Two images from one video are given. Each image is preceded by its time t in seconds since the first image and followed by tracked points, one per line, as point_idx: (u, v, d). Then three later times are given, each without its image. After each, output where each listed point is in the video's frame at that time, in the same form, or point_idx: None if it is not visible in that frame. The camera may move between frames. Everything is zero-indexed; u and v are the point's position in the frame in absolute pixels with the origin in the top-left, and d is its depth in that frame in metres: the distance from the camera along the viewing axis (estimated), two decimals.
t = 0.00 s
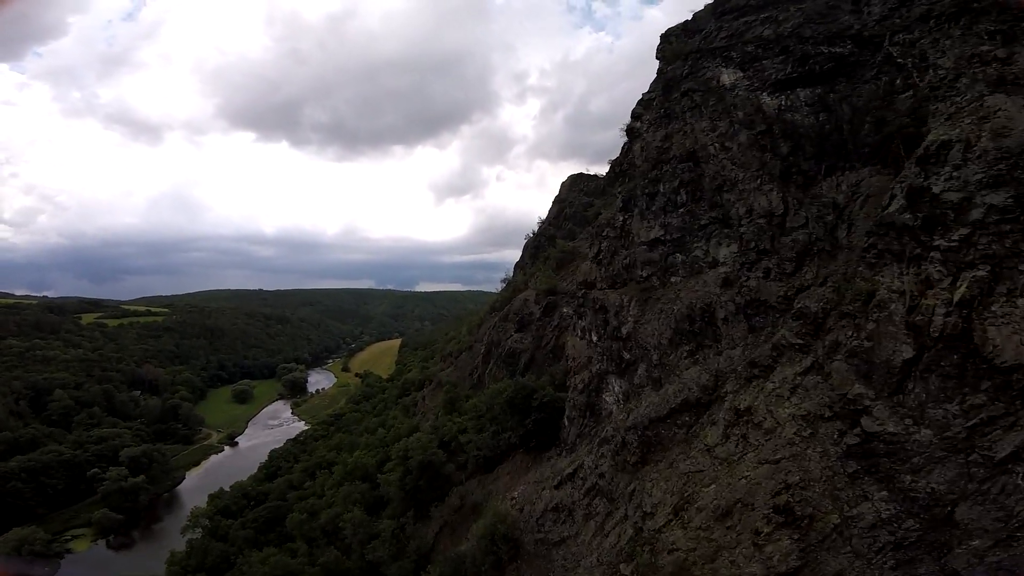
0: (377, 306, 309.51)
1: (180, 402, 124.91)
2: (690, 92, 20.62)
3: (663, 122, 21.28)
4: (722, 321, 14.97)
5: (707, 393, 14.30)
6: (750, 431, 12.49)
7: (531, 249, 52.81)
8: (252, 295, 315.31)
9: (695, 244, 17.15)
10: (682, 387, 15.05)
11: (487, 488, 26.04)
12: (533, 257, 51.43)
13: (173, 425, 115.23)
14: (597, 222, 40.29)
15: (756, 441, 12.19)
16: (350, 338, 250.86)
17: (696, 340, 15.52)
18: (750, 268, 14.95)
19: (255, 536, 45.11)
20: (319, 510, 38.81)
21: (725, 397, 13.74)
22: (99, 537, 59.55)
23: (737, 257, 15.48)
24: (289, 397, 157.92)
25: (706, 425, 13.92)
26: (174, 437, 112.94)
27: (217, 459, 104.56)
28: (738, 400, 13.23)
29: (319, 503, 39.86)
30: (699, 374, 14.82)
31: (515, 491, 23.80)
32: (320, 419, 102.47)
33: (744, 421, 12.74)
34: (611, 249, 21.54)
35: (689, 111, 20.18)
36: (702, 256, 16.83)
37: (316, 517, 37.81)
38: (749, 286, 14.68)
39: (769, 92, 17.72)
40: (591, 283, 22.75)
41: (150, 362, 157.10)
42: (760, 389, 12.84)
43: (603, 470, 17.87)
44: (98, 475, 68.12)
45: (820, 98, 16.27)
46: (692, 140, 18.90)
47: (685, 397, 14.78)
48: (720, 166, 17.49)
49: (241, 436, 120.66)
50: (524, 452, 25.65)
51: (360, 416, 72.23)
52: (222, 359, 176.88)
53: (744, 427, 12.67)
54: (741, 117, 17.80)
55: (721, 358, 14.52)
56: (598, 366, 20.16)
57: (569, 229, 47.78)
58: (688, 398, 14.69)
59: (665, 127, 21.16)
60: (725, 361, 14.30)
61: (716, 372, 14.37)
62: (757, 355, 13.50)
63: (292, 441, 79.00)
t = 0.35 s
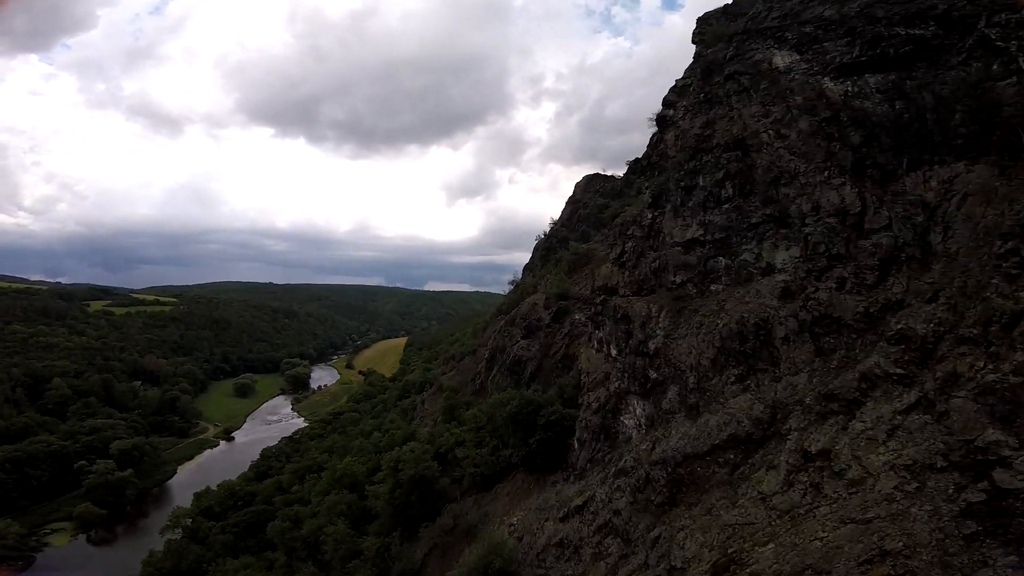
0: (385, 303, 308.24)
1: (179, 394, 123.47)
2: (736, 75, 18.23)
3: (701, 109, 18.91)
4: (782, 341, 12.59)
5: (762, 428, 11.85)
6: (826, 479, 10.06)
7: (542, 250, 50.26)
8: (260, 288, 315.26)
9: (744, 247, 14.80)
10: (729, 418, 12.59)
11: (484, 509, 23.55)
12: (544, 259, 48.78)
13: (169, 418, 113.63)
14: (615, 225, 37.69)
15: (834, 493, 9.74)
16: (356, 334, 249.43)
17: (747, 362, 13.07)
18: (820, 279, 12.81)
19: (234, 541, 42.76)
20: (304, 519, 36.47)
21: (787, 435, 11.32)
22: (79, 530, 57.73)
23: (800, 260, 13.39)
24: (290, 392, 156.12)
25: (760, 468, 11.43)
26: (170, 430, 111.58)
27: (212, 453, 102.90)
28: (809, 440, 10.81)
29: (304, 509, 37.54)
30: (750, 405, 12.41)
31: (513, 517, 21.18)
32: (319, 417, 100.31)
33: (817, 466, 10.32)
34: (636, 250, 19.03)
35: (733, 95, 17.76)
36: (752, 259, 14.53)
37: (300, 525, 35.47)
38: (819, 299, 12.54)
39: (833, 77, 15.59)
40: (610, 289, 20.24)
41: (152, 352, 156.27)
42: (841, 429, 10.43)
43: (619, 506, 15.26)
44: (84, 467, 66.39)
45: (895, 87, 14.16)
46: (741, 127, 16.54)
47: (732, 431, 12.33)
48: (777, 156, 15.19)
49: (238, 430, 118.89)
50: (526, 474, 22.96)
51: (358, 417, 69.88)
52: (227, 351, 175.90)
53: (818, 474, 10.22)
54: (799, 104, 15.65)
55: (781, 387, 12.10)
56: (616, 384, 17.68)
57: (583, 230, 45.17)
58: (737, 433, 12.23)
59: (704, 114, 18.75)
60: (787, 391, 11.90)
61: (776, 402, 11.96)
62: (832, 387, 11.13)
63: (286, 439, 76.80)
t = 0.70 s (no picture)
0: (390, 301, 306.36)
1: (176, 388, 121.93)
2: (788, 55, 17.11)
3: (746, 91, 17.69)
4: (864, 369, 10.96)
5: (840, 474, 9.89)
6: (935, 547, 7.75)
7: (550, 251, 47.91)
8: (266, 282, 314.57)
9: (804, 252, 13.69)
10: (793, 462, 10.59)
11: (477, 534, 21.04)
12: (552, 261, 46.25)
13: (163, 413, 111.97)
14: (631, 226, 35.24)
15: (945, 563, 7.45)
16: (360, 331, 247.71)
17: (817, 394, 11.26)
18: (913, 292, 11.52)
19: (209, 549, 40.41)
20: (284, 530, 34.17)
21: (875, 487, 9.29)
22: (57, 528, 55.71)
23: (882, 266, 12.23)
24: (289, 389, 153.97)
25: (834, 523, 9.33)
26: (163, 425, 109.98)
27: (204, 451, 101.15)
28: (905, 493, 8.79)
29: (286, 519, 35.28)
30: (821, 446, 10.47)
31: (509, 549, 18.59)
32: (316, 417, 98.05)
33: (918, 527, 8.18)
34: (665, 251, 17.12)
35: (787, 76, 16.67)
36: (819, 266, 13.25)
37: (280, 536, 33.14)
38: (914, 317, 11.17)
39: (906, 58, 14.53)
40: (629, 294, 17.97)
41: (153, 344, 155.03)
42: (958, 483, 8.39)
43: (636, 553, 12.64)
44: (68, 463, 64.52)
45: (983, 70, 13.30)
46: (798, 108, 15.49)
47: (796, 478, 10.31)
48: (846, 143, 14.03)
49: (233, 428, 116.92)
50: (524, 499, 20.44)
51: (353, 420, 67.52)
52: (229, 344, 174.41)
53: (922, 537, 8.03)
54: (869, 86, 14.54)
55: (863, 426, 10.32)
56: (637, 409, 15.64)
57: (595, 231, 42.78)
58: (802, 481, 10.21)
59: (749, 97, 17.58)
60: (872, 431, 10.12)
61: (857, 444, 10.08)
62: (944, 431, 9.18)
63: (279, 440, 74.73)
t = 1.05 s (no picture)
0: (397, 298, 304.99)
1: (175, 379, 120.86)
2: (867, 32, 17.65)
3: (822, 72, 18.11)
4: (995, 413, 9.54)
5: (952, 545, 8.32)
6: None
7: (560, 253, 45.73)
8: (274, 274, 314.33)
9: (902, 264, 12.64)
10: (888, 527, 9.00)
11: (467, 562, 18.61)
12: (562, 263, 43.95)
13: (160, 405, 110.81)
14: (652, 229, 32.99)
15: None
16: (367, 326, 246.48)
17: (926, 443, 9.79)
18: None
19: (184, 553, 38.33)
20: (260, 541, 32.07)
21: (1012, 565, 7.55)
22: (37, 521, 54.00)
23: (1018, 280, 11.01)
24: (290, 383, 152.40)
25: None
26: (159, 418, 109.15)
27: (198, 446, 99.88)
28: None
29: (266, 526, 33.22)
30: (928, 509, 8.90)
31: None
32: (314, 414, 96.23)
33: None
34: (709, 257, 16.43)
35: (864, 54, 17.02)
36: (922, 285, 12.18)
37: (257, 546, 30.99)
38: None
39: (1009, 38, 15.14)
40: (662, 304, 17.25)
41: (158, 332, 154.32)
42: None
43: None
44: (54, 454, 63.02)
45: None
46: (886, 87, 15.41)
47: (893, 546, 8.71)
48: (952, 128, 13.81)
49: (230, 422, 115.49)
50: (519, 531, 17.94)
51: (351, 420, 65.53)
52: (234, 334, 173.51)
53: None
54: (972, 66, 14.91)
55: (986, 484, 8.83)
56: (664, 442, 14.07)
57: (608, 233, 40.62)
58: (900, 551, 8.62)
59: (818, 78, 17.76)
60: (1006, 493, 8.51)
61: (980, 507, 8.55)
62: None
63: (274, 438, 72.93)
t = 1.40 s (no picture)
0: (403, 299, 303.39)
1: (173, 375, 119.65)
2: (959, 6, 17.32)
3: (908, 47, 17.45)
4: None
5: None
6: None
7: (570, 258, 43.68)
8: (281, 271, 313.93)
9: None
10: None
11: None
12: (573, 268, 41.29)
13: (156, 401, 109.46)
14: (672, 234, 30.73)
15: None
16: (372, 327, 244.81)
17: None
18: None
19: (153, 562, 36.75)
20: (234, 556, 30.10)
21: None
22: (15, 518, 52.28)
23: None
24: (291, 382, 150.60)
25: None
26: (154, 414, 107.76)
27: (192, 444, 98.29)
28: None
29: (241, 538, 31.50)
30: None
31: None
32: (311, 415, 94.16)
33: None
34: (765, 262, 15.11)
35: (960, 28, 16.70)
36: None
37: (226, 561, 29.36)
38: None
39: None
40: (699, 320, 15.72)
41: (160, 327, 153.41)
42: None
43: None
44: (39, 449, 61.47)
45: None
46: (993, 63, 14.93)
47: None
48: None
49: (226, 420, 113.87)
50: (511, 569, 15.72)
51: (347, 424, 63.43)
52: (237, 331, 172.31)
53: None
54: None
55: None
56: (701, 490, 12.75)
57: (621, 238, 38.61)
58: None
59: (903, 54, 17.26)
60: None
61: None
62: None
63: (263, 442, 71.15)
